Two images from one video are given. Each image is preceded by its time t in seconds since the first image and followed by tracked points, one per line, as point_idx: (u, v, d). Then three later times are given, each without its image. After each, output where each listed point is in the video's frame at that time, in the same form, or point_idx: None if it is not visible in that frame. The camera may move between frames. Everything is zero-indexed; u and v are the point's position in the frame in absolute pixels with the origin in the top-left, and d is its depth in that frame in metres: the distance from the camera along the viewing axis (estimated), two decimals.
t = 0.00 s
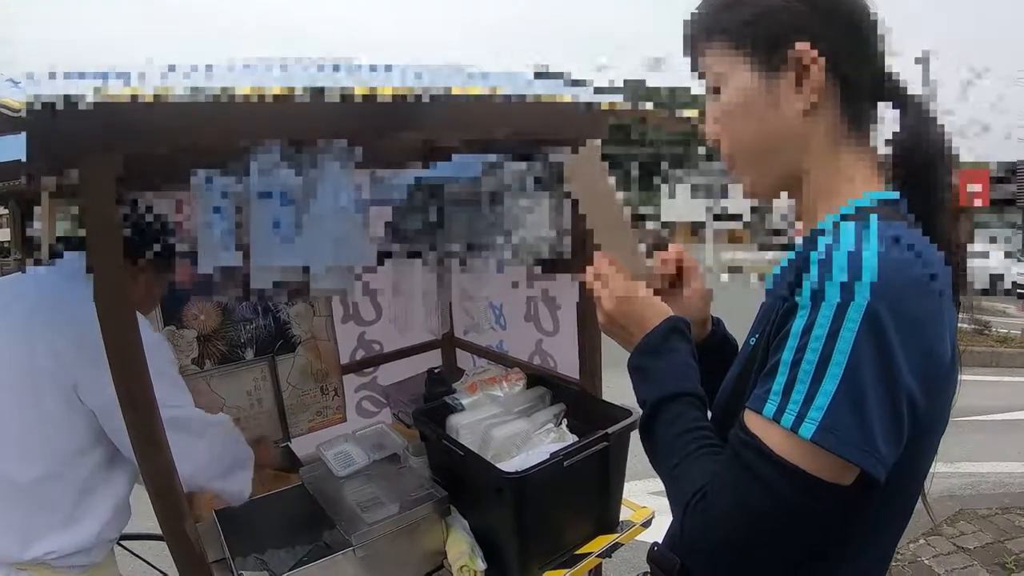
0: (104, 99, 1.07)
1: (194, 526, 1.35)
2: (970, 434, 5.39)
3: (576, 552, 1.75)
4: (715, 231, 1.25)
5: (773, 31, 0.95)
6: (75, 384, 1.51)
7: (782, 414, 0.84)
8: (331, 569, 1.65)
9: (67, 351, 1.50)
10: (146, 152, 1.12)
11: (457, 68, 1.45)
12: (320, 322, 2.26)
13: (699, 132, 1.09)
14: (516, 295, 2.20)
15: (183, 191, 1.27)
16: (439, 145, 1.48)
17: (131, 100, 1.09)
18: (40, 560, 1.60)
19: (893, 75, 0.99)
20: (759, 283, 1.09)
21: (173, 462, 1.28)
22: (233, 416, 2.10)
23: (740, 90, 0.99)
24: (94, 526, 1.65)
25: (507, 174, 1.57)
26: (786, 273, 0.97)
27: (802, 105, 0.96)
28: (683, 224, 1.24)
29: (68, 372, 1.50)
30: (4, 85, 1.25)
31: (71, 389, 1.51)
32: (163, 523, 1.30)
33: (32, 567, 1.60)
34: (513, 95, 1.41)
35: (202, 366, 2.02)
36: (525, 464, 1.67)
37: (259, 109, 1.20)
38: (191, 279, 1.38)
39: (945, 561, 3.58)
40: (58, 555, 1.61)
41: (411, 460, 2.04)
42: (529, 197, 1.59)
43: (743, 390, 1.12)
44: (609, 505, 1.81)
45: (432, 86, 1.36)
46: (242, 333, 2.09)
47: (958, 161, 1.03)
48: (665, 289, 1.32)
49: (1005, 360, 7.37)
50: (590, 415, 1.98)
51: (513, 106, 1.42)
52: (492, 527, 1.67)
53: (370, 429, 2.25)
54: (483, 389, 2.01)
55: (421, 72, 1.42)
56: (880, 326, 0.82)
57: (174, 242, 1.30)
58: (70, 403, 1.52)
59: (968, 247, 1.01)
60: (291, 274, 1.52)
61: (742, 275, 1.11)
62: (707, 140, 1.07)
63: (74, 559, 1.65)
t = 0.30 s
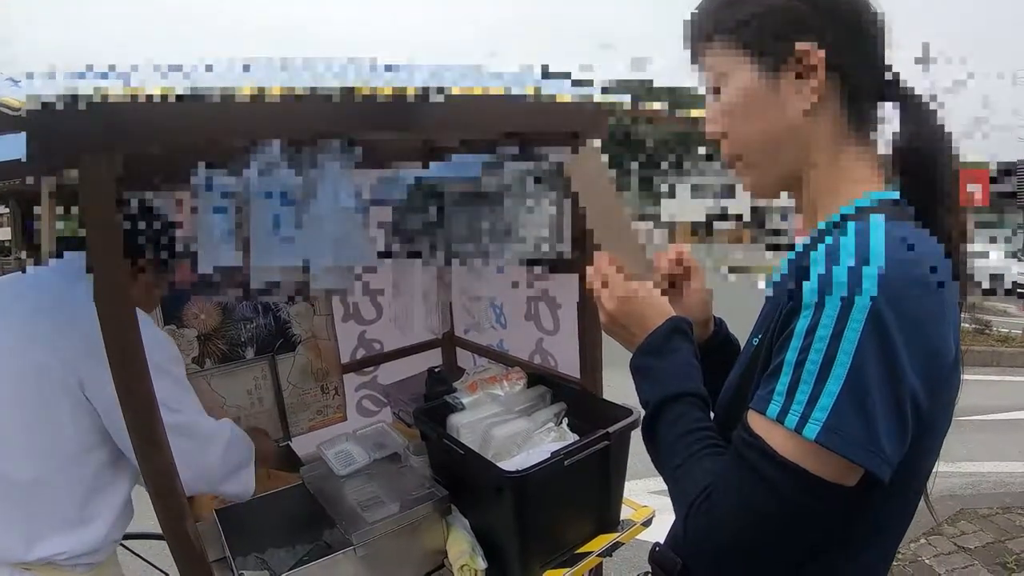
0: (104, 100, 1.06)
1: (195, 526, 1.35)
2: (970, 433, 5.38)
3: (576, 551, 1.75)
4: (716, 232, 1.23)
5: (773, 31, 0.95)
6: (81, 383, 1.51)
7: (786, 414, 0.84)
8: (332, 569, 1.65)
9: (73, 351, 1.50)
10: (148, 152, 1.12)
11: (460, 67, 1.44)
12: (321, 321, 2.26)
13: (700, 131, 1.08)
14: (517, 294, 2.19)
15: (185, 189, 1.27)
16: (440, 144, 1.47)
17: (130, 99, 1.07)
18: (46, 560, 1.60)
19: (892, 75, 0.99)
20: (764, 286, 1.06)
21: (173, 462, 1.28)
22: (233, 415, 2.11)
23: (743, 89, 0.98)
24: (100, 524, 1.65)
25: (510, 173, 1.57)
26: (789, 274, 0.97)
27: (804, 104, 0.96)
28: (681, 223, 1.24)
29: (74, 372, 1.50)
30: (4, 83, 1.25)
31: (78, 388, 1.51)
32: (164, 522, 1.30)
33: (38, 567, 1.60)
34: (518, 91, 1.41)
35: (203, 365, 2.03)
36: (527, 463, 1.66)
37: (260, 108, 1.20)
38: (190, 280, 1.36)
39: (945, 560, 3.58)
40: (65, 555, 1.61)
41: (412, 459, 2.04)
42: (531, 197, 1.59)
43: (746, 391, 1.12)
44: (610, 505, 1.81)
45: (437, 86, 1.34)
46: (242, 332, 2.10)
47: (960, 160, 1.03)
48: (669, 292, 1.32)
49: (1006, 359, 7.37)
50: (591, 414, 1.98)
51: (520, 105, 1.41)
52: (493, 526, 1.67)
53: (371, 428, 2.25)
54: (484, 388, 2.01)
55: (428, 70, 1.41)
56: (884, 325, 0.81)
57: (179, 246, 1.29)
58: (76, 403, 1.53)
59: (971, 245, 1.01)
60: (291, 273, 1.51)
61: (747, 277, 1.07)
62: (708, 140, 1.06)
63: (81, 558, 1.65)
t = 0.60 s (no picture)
0: (106, 100, 1.07)
1: (196, 526, 1.35)
2: (972, 434, 5.38)
3: (577, 552, 1.75)
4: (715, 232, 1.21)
5: (775, 33, 0.95)
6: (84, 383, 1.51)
7: (789, 417, 0.84)
8: (333, 569, 1.65)
9: (77, 350, 1.50)
10: (149, 153, 1.12)
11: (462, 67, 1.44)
12: (323, 321, 2.26)
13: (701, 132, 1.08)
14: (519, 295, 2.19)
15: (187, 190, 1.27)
16: (442, 144, 1.47)
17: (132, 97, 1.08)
18: (48, 561, 1.60)
19: (898, 75, 0.99)
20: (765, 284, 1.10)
21: (175, 462, 1.28)
22: (234, 415, 2.11)
23: (745, 90, 0.98)
24: (106, 524, 1.66)
25: (512, 173, 1.56)
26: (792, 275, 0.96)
27: (807, 105, 0.96)
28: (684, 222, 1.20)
29: (77, 372, 1.50)
30: (6, 84, 1.25)
31: (81, 388, 1.52)
32: (166, 523, 1.30)
33: (39, 568, 1.60)
34: (517, 91, 1.41)
35: (205, 365, 2.03)
36: (528, 463, 1.66)
37: (263, 108, 1.19)
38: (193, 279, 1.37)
39: (946, 561, 3.58)
40: (66, 555, 1.61)
41: (414, 459, 2.04)
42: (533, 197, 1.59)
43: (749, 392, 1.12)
44: (612, 505, 1.81)
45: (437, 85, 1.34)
46: (245, 332, 2.10)
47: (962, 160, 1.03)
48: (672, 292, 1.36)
49: (1008, 360, 7.35)
50: (593, 414, 1.98)
51: (520, 104, 1.41)
52: (494, 526, 1.67)
53: (373, 428, 2.25)
54: (487, 389, 2.01)
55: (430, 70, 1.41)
56: (888, 328, 0.81)
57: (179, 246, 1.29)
58: (79, 403, 1.53)
59: (972, 245, 1.01)
60: (293, 274, 1.51)
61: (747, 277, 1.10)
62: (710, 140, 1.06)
63: (83, 559, 1.65)
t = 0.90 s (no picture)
0: (111, 99, 1.07)
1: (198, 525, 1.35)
2: (972, 436, 5.37)
3: (577, 554, 1.75)
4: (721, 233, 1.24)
5: (777, 34, 0.95)
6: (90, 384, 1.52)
7: (793, 423, 0.84)
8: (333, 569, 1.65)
9: (81, 350, 1.51)
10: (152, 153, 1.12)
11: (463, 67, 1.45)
12: (325, 321, 2.27)
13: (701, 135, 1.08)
14: (519, 295, 2.19)
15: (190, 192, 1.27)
16: (444, 145, 1.48)
17: (137, 99, 1.09)
18: (49, 562, 1.59)
19: (898, 78, 0.99)
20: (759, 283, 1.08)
21: (177, 461, 1.29)
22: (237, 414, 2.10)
23: (746, 90, 0.98)
24: (102, 524, 1.65)
25: (513, 173, 1.56)
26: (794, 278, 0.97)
27: (808, 106, 0.96)
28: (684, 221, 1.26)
29: (81, 373, 1.51)
30: (9, 84, 1.25)
31: (88, 390, 1.53)
32: (167, 522, 1.30)
33: (39, 569, 1.58)
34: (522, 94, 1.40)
35: (207, 365, 2.03)
36: (529, 464, 1.67)
37: (266, 108, 1.20)
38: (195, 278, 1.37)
39: (947, 563, 3.58)
40: (68, 556, 1.60)
41: (415, 459, 2.04)
42: (535, 198, 1.59)
43: (750, 396, 1.12)
44: (612, 505, 1.81)
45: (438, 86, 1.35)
46: (246, 332, 2.10)
47: (963, 161, 1.03)
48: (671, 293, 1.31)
49: (1009, 362, 7.35)
50: (594, 415, 1.98)
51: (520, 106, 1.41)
52: (495, 526, 1.67)
53: (374, 428, 2.25)
54: (487, 390, 2.01)
55: (432, 73, 1.41)
56: (891, 333, 0.81)
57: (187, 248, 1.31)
58: (83, 404, 1.54)
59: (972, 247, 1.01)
60: (295, 274, 1.52)
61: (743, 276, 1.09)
62: (711, 140, 1.06)
63: (84, 560, 1.64)
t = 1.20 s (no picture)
0: (114, 101, 1.08)
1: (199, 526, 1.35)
2: (972, 438, 5.37)
3: (577, 554, 1.75)
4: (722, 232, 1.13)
5: (778, 35, 0.96)
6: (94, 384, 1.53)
7: (801, 431, 0.84)
8: (333, 569, 1.65)
9: (85, 349, 1.51)
10: (154, 154, 1.13)
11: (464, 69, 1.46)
12: (326, 323, 2.27)
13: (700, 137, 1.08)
14: (519, 297, 2.20)
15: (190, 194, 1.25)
16: (445, 146, 1.48)
17: (139, 100, 1.10)
18: (59, 559, 1.60)
19: (898, 79, 0.99)
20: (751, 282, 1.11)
21: (178, 461, 1.29)
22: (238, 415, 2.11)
23: (745, 91, 0.99)
24: (114, 524, 1.66)
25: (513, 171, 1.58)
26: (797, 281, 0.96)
27: (807, 109, 0.97)
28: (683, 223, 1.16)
29: (84, 372, 1.51)
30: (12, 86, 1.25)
31: (92, 389, 1.53)
32: (169, 523, 1.30)
33: (51, 566, 1.60)
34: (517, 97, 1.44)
35: (208, 366, 2.03)
36: (530, 465, 1.67)
37: (268, 109, 1.21)
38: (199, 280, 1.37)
39: (947, 565, 3.58)
40: (79, 554, 1.62)
41: (416, 461, 2.04)
42: (534, 199, 1.60)
43: (750, 402, 1.11)
44: (612, 506, 1.80)
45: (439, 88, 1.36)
46: (247, 333, 2.10)
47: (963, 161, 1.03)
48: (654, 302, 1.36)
49: (1010, 364, 7.34)
50: (594, 416, 1.98)
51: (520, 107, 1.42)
52: (495, 527, 1.67)
53: (375, 430, 2.25)
54: (488, 391, 2.02)
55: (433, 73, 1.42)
56: (898, 339, 0.82)
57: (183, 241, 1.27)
58: (88, 404, 1.53)
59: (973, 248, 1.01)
60: (296, 275, 1.52)
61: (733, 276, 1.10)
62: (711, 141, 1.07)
63: (95, 557, 1.65)
